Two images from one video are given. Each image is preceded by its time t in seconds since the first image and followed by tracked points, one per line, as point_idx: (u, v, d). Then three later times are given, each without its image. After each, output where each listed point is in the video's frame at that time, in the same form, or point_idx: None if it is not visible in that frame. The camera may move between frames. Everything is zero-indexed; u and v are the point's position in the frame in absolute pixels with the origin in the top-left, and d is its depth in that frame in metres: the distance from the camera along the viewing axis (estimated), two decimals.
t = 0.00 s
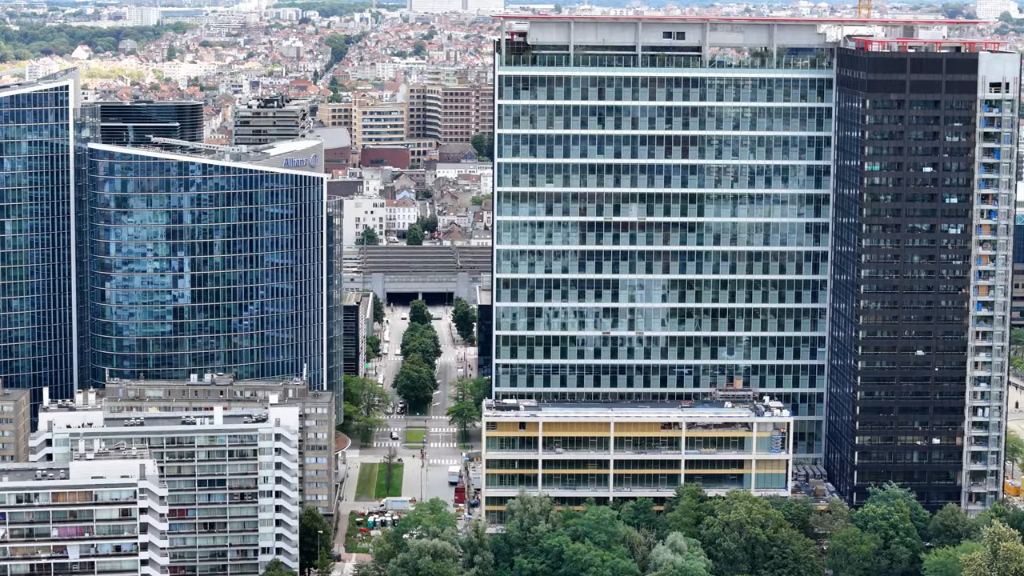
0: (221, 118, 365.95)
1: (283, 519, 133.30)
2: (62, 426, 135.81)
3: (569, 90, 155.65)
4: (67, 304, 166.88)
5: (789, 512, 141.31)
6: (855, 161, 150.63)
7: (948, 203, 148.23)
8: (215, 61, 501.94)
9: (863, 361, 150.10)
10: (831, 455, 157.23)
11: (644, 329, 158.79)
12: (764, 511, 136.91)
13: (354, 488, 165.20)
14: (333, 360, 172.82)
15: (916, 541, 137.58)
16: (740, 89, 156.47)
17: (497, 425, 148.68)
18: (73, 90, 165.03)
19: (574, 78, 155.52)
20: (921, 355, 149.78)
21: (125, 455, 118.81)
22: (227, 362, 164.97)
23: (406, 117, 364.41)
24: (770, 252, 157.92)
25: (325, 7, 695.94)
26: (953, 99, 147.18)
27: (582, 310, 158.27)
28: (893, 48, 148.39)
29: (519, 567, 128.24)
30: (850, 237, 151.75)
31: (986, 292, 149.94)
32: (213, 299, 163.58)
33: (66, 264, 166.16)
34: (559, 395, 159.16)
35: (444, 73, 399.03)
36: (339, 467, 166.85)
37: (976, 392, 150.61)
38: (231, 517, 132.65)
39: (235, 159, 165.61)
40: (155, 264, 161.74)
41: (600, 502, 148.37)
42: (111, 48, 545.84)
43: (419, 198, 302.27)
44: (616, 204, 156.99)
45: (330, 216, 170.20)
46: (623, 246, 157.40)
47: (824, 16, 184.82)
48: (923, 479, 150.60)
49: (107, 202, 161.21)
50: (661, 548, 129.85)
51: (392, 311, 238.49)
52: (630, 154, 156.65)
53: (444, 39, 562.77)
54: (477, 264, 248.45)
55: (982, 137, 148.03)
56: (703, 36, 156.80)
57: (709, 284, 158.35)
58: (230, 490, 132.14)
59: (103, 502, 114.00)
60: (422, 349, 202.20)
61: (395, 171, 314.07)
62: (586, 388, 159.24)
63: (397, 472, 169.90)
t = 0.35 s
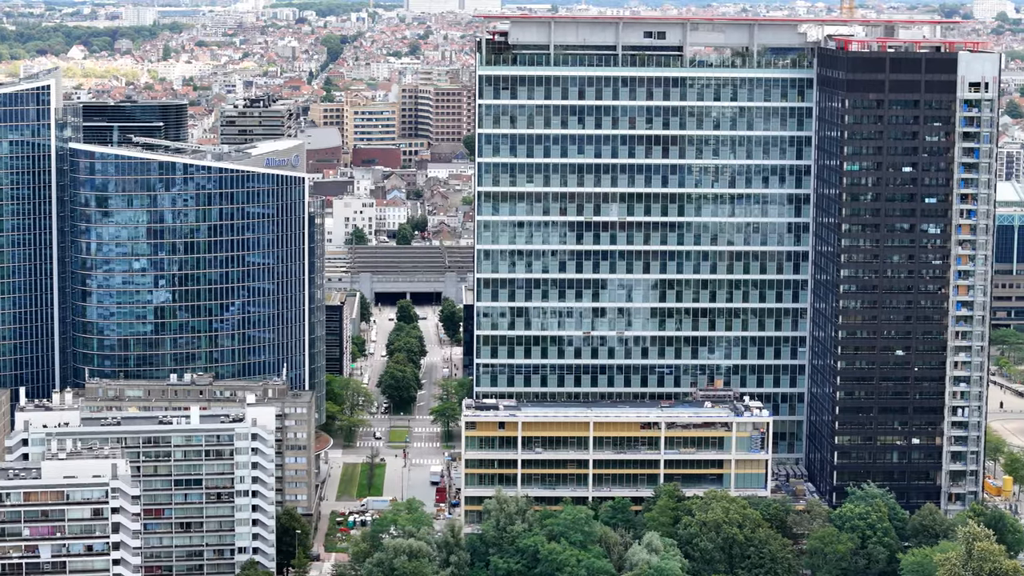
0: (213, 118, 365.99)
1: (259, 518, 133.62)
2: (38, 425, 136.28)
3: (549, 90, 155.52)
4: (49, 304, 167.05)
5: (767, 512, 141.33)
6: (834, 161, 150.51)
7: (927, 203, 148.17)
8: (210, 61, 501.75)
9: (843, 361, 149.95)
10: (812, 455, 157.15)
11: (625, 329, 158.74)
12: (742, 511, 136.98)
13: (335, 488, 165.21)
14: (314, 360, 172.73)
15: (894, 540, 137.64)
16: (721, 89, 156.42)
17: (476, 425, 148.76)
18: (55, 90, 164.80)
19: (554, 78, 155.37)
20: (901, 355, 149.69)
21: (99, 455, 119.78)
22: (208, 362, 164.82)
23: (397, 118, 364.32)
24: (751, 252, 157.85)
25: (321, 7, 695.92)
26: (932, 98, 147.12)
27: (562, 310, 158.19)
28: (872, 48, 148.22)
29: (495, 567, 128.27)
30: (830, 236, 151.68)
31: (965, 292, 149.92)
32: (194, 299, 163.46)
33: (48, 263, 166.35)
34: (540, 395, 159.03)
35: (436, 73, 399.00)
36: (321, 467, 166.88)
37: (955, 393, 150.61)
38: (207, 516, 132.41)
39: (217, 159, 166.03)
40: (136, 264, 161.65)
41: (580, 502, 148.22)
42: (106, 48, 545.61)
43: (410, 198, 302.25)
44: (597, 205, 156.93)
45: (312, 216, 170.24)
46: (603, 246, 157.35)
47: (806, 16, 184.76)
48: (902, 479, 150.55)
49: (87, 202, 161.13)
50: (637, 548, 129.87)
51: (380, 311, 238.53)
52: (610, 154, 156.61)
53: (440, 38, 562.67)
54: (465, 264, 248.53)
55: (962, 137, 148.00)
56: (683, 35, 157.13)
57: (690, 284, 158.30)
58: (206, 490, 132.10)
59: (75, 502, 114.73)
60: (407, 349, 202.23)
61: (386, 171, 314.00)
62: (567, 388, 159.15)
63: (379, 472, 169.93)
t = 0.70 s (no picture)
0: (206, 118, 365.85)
1: (237, 519, 133.99)
2: (15, 425, 136.24)
3: (530, 91, 155.48)
4: (31, 304, 166.65)
5: (746, 512, 141.24)
6: (814, 161, 150.40)
7: (907, 203, 148.07)
8: (205, 61, 501.53)
9: (822, 361, 149.77)
10: (793, 455, 157.08)
11: (606, 329, 158.72)
12: (719, 511, 136.98)
13: (317, 488, 165.18)
14: (297, 360, 172.57)
15: (871, 540, 137.64)
16: (701, 89, 156.34)
17: (455, 425, 148.64)
18: (36, 91, 165.75)
19: (534, 78, 155.33)
20: (881, 355, 149.54)
21: (71, 455, 120.15)
22: (189, 362, 164.50)
23: (389, 118, 364.05)
24: (732, 252, 157.81)
25: (319, 7, 695.76)
26: (911, 98, 147.08)
27: (543, 310, 158.12)
28: (852, 48, 148.11)
29: (471, 567, 128.29)
30: (810, 237, 151.52)
31: (945, 292, 149.91)
32: (176, 298, 163.33)
33: (29, 264, 166.03)
34: (520, 395, 158.91)
35: (430, 74, 398.90)
36: (303, 467, 166.75)
37: (935, 393, 150.53)
38: (184, 516, 132.32)
39: (199, 159, 165.87)
40: (118, 264, 161.55)
41: (559, 502, 148.10)
42: (102, 48, 545.35)
43: (401, 198, 302.19)
44: (578, 204, 156.92)
45: (294, 215, 170.28)
46: (584, 246, 157.35)
47: (791, 16, 184.53)
48: (882, 479, 150.47)
49: (70, 202, 161.32)
50: (613, 548, 129.82)
51: (367, 311, 238.49)
52: (590, 154, 156.57)
53: (436, 39, 562.45)
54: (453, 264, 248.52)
55: (942, 136, 147.98)
56: (664, 35, 157.08)
57: (670, 284, 158.29)
58: (183, 489, 132.09)
59: (47, 501, 115.17)
60: (392, 349, 202.21)
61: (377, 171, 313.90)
62: (548, 388, 159.06)
63: (361, 472, 169.89)
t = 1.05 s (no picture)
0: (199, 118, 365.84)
1: (213, 518, 134.03)
2: None
3: (510, 90, 155.38)
4: (13, 303, 166.80)
5: (724, 512, 141.13)
6: (794, 160, 150.30)
7: (887, 203, 148.02)
8: (200, 61, 501.26)
9: (802, 361, 149.62)
10: (773, 455, 157.07)
11: (586, 329, 158.68)
12: (697, 511, 136.93)
13: (299, 488, 165.24)
14: (278, 360, 172.75)
15: (849, 540, 137.66)
16: (682, 89, 156.28)
17: (435, 425, 148.67)
18: (17, 91, 166.28)
19: (514, 77, 155.18)
20: (860, 355, 149.49)
21: (43, 455, 121.00)
22: (171, 361, 164.42)
23: (381, 118, 363.05)
24: (712, 252, 157.74)
25: (316, 7, 695.49)
26: (891, 98, 146.94)
27: (524, 310, 158.03)
28: (831, 48, 147.95)
29: (446, 567, 128.31)
30: (789, 236, 151.46)
31: (925, 292, 149.97)
32: (158, 298, 163.28)
33: (11, 263, 166.28)
34: (501, 395, 158.82)
35: (424, 74, 398.66)
36: (284, 467, 166.76)
37: (914, 393, 150.61)
38: (161, 515, 132.44)
39: (180, 159, 165.90)
40: (101, 264, 161.44)
41: (538, 502, 148.13)
42: (98, 47, 545.16)
43: (392, 198, 302.03)
44: (558, 204, 156.87)
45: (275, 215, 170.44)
46: (564, 245, 157.30)
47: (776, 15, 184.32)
48: (862, 479, 150.47)
49: (52, 201, 161.11)
50: (589, 548, 129.82)
51: (355, 311, 238.51)
52: (571, 154, 156.50)
53: (432, 38, 562.21)
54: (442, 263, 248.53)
55: (921, 136, 148.02)
56: (645, 35, 156.82)
57: (651, 284, 158.25)
58: (160, 489, 132.15)
59: (19, 501, 116.12)
60: (377, 349, 202.26)
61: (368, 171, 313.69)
62: (528, 388, 158.93)
63: (344, 472, 170.00)
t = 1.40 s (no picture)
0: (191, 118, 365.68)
1: (191, 517, 133.86)
2: None
3: (491, 90, 155.28)
4: None
5: (702, 512, 141.03)
6: (773, 160, 150.25)
7: (866, 203, 147.98)
8: (195, 61, 500.97)
9: (782, 361, 149.58)
10: (754, 455, 157.06)
11: (567, 329, 158.70)
12: (674, 511, 136.83)
13: (280, 487, 165.24)
14: (260, 360, 172.90)
15: (827, 540, 137.62)
16: (663, 89, 156.25)
17: (414, 425, 148.72)
18: None
19: (495, 77, 155.14)
20: (840, 355, 149.48)
21: (17, 453, 121.86)
22: (153, 361, 164.15)
23: (374, 117, 362.17)
24: (693, 252, 157.74)
25: (313, 7, 695.12)
26: (871, 97, 146.99)
27: (505, 310, 158.03)
28: (811, 47, 148.00)
29: (422, 567, 128.23)
30: (769, 236, 151.44)
31: (905, 292, 149.96)
32: (140, 298, 163.02)
33: None
34: (482, 395, 158.81)
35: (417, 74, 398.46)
36: (266, 467, 166.80)
37: (894, 392, 150.59)
38: (138, 515, 132.43)
39: (162, 159, 165.93)
40: (83, 263, 161.17)
41: (518, 502, 148.13)
42: (93, 47, 544.86)
43: (383, 198, 301.82)
44: (538, 204, 156.87)
45: (257, 215, 170.73)
46: (545, 245, 157.31)
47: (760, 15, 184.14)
48: (842, 479, 150.43)
49: (34, 201, 160.80)
50: (565, 548, 129.82)
51: (343, 311, 238.57)
52: (551, 154, 156.42)
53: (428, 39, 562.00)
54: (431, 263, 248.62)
55: (901, 136, 147.85)
56: (626, 34, 156.75)
57: (632, 284, 158.27)
58: (137, 488, 132.28)
59: None
60: (363, 348, 202.23)
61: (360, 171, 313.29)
62: (509, 387, 158.88)
63: (326, 472, 170.03)
